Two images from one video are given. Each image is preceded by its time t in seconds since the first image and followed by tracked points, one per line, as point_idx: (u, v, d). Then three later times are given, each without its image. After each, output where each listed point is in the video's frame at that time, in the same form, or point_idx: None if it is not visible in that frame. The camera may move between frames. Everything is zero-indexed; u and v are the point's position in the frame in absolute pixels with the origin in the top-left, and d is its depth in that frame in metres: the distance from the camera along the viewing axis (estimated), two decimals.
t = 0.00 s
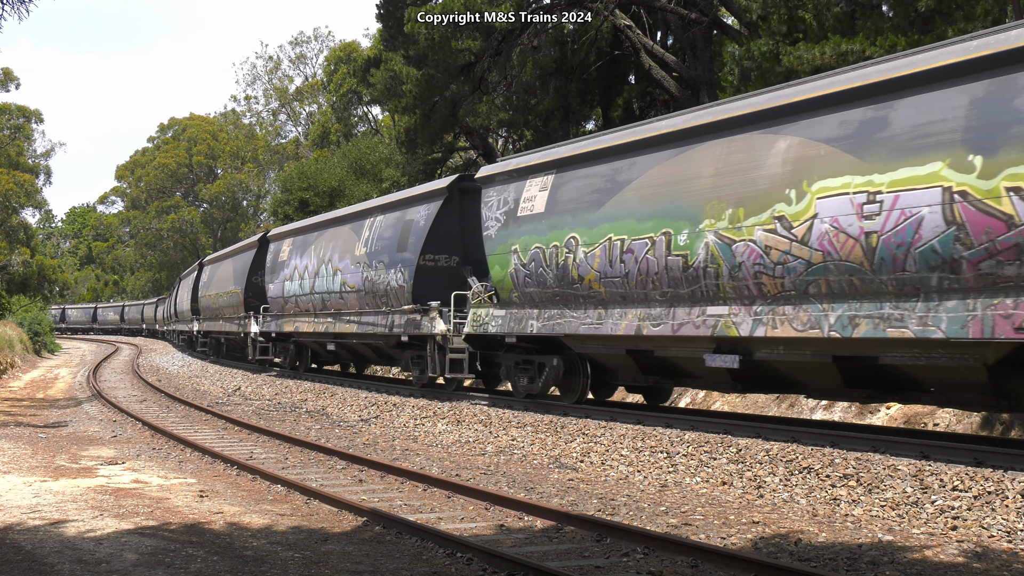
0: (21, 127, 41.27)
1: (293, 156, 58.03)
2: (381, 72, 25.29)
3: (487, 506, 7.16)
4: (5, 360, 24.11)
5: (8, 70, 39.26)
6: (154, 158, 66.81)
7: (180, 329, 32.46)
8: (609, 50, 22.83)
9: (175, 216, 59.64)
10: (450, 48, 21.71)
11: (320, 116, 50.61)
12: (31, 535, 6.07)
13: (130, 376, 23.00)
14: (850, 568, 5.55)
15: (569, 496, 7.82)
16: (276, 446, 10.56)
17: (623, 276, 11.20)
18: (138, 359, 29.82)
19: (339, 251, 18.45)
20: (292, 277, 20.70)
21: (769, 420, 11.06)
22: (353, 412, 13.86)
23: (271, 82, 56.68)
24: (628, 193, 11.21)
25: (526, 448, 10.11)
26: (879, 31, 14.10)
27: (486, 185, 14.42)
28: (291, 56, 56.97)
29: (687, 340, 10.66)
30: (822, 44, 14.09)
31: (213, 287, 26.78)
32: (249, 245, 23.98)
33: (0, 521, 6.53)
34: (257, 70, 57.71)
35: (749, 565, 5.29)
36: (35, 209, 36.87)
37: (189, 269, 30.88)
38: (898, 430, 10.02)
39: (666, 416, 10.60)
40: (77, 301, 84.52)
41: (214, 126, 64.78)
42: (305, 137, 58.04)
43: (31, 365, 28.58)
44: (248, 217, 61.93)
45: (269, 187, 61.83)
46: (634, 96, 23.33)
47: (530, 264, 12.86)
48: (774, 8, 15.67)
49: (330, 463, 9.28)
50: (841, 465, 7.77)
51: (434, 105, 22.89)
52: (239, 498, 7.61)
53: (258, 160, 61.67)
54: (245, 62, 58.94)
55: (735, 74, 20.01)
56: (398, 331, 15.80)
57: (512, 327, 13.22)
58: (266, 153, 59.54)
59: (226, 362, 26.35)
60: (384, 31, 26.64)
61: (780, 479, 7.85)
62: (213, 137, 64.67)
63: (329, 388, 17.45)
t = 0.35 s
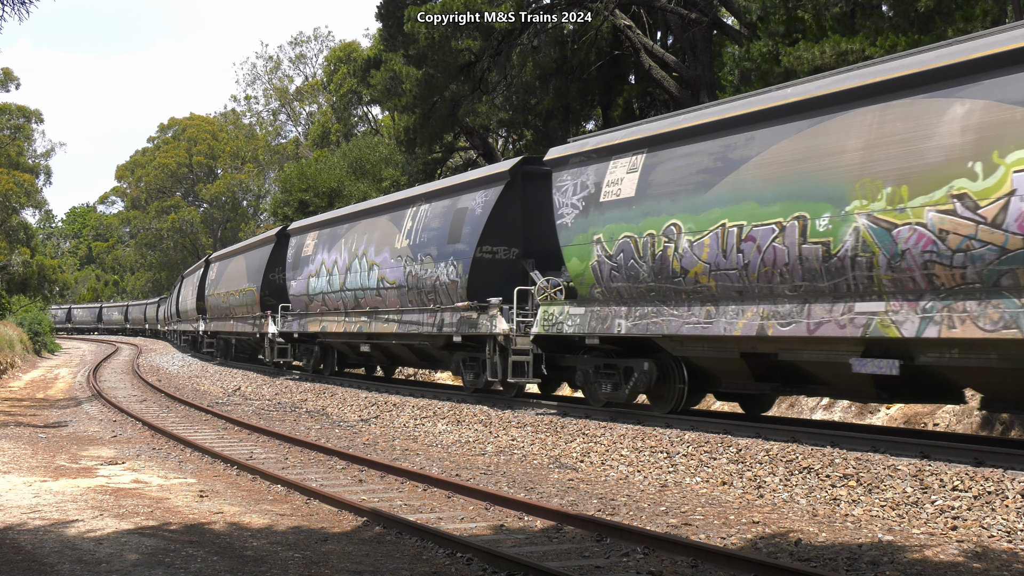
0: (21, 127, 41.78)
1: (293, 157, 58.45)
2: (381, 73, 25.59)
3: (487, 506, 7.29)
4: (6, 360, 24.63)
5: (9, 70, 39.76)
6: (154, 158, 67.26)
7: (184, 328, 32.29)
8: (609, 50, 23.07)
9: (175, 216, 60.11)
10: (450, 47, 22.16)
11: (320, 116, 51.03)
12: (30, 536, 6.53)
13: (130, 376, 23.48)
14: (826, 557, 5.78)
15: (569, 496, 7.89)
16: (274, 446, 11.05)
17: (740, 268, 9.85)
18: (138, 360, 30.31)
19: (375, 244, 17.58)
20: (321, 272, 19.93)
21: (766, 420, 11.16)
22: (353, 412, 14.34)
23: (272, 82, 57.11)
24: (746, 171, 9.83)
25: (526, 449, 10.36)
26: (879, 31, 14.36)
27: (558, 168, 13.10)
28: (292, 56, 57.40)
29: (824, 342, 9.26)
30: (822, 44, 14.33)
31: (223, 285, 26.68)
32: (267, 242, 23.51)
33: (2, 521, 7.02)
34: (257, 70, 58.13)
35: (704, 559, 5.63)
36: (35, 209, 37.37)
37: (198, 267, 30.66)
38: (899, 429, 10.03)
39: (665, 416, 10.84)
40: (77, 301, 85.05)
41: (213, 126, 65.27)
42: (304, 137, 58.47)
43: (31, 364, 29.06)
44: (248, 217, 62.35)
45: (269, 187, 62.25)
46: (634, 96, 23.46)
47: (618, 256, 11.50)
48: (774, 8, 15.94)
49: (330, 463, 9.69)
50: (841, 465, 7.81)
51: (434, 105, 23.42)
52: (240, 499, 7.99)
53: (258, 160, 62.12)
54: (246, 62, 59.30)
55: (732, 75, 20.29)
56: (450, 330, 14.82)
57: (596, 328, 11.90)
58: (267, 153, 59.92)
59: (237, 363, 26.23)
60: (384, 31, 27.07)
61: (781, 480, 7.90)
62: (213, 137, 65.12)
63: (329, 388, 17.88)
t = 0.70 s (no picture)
0: (21, 127, 41.82)
1: (293, 157, 58.43)
2: (382, 73, 25.57)
3: (487, 506, 7.29)
4: (5, 360, 24.62)
5: (8, 70, 39.77)
6: (154, 159, 67.28)
7: (191, 327, 31.26)
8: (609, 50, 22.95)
9: (175, 216, 60.11)
10: (450, 47, 22.19)
11: (320, 116, 51.03)
12: (30, 536, 6.53)
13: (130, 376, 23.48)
14: (827, 556, 5.78)
15: (569, 496, 7.89)
16: (274, 446, 11.05)
17: (904, 256, 8.35)
18: (138, 360, 30.30)
19: (419, 236, 16.07)
20: (353, 266, 18.39)
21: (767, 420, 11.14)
22: (353, 412, 14.34)
23: (271, 82, 57.12)
24: (867, 150, 8.69)
25: (526, 449, 10.36)
26: (879, 30, 14.31)
27: (652, 146, 11.64)
28: (292, 56, 57.40)
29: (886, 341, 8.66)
30: (822, 44, 14.32)
31: (235, 282, 25.69)
32: (288, 237, 22.20)
33: (1, 521, 7.02)
34: (257, 70, 58.12)
35: (704, 559, 5.63)
36: (35, 209, 37.39)
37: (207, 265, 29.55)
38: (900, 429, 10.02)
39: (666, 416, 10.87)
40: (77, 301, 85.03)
41: (213, 126, 65.30)
42: (304, 137, 58.46)
43: (31, 364, 29.07)
44: (248, 217, 62.34)
45: (269, 187, 62.27)
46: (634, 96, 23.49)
47: (735, 245, 10.10)
48: (774, 9, 15.92)
49: (330, 463, 9.69)
50: (841, 465, 7.81)
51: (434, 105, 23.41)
52: (240, 499, 7.99)
53: (258, 160, 62.13)
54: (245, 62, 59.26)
55: (732, 75, 20.27)
56: (515, 331, 13.28)
57: (708, 328, 10.34)
58: (266, 153, 59.78)
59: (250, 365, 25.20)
60: (384, 31, 27.06)
61: (781, 480, 7.90)
62: (213, 137, 65.12)
63: (329, 388, 17.88)
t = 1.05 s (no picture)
0: (21, 127, 41.86)
1: (293, 157, 58.42)
2: (381, 72, 25.57)
3: (487, 506, 7.29)
4: (5, 361, 24.61)
5: (8, 70, 39.80)
6: (154, 159, 67.29)
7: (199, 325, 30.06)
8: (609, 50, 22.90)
9: (175, 216, 60.10)
10: (451, 48, 22.26)
11: (320, 117, 51.01)
12: (30, 536, 6.53)
13: (130, 376, 23.48)
14: (827, 556, 5.78)
15: (569, 496, 7.89)
16: (274, 446, 11.05)
17: None
18: (138, 360, 30.30)
19: (473, 227, 14.52)
20: (394, 262, 16.78)
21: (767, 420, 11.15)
22: (353, 412, 14.33)
23: (271, 82, 57.13)
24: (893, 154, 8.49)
25: (526, 449, 10.36)
26: (879, 30, 14.31)
27: (776, 116, 9.94)
28: (292, 56, 57.40)
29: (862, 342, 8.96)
30: (822, 44, 14.32)
31: (250, 279, 24.50)
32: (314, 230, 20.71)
33: (1, 520, 7.02)
34: (257, 70, 58.13)
35: (705, 559, 5.63)
36: (35, 209, 37.41)
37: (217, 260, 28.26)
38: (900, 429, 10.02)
39: (668, 417, 10.92)
40: (77, 301, 85.09)
41: (213, 126, 65.33)
42: (304, 137, 58.45)
43: (31, 364, 29.08)
44: (248, 217, 62.33)
45: (269, 187, 62.27)
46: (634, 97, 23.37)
47: (897, 229, 8.41)
48: (774, 9, 15.92)
49: (330, 463, 9.69)
50: (841, 465, 7.81)
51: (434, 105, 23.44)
52: (240, 499, 7.99)
53: (258, 160, 62.14)
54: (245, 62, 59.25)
55: (732, 75, 20.27)
56: (601, 331, 11.76)
57: (859, 327, 8.68)
58: (267, 153, 59.83)
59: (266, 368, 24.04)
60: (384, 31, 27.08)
61: (781, 480, 7.90)
62: (213, 137, 65.15)
63: (329, 388, 17.88)
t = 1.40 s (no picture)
0: (21, 127, 41.88)
1: (293, 157, 58.40)
2: (381, 72, 25.58)
3: (487, 506, 7.29)
4: (5, 360, 24.62)
5: (8, 70, 39.81)
6: (154, 159, 67.27)
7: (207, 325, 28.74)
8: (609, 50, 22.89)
9: (175, 216, 60.07)
10: (451, 48, 22.22)
11: (320, 117, 51.03)
12: (30, 536, 6.53)
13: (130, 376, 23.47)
14: (828, 555, 5.79)
15: (569, 496, 7.90)
16: (274, 446, 11.05)
17: None
18: (138, 360, 30.30)
19: (544, 214, 12.76)
20: (444, 255, 14.98)
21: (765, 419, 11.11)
22: (353, 412, 14.33)
23: (272, 82, 57.17)
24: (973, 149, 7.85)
25: (526, 449, 10.35)
26: (879, 30, 14.32)
27: (948, 77, 8.15)
28: (292, 56, 57.43)
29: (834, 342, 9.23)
30: (822, 44, 14.32)
31: (268, 276, 22.94)
32: (345, 221, 18.79)
33: (1, 521, 7.02)
34: (257, 70, 58.15)
35: (705, 559, 5.63)
36: (35, 209, 37.40)
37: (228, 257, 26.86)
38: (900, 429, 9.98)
39: (666, 416, 10.80)
40: (77, 301, 85.13)
41: (213, 126, 65.39)
42: (304, 137, 58.46)
43: (31, 364, 29.07)
44: (248, 216, 62.34)
45: (269, 187, 62.28)
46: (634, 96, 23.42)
47: None
48: (774, 8, 15.92)
49: (330, 463, 9.69)
50: (841, 465, 7.82)
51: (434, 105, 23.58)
52: (240, 499, 7.98)
53: (258, 160, 62.18)
54: (245, 62, 59.26)
55: (732, 75, 20.26)
56: (710, 331, 10.05)
57: None
58: (267, 153, 59.84)
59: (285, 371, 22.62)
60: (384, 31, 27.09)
61: (781, 480, 7.90)
62: (213, 136, 65.17)
63: (329, 388, 17.87)
